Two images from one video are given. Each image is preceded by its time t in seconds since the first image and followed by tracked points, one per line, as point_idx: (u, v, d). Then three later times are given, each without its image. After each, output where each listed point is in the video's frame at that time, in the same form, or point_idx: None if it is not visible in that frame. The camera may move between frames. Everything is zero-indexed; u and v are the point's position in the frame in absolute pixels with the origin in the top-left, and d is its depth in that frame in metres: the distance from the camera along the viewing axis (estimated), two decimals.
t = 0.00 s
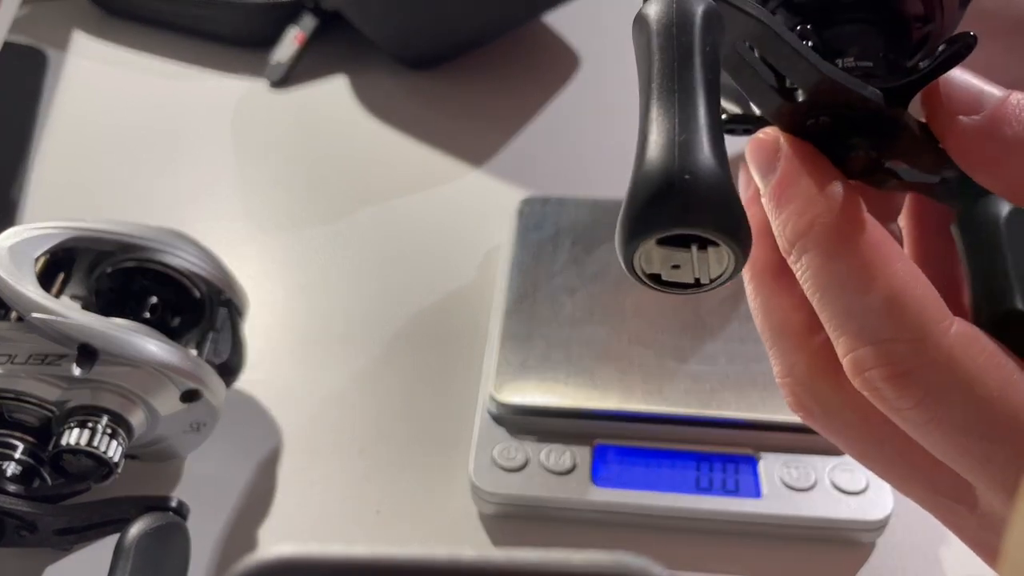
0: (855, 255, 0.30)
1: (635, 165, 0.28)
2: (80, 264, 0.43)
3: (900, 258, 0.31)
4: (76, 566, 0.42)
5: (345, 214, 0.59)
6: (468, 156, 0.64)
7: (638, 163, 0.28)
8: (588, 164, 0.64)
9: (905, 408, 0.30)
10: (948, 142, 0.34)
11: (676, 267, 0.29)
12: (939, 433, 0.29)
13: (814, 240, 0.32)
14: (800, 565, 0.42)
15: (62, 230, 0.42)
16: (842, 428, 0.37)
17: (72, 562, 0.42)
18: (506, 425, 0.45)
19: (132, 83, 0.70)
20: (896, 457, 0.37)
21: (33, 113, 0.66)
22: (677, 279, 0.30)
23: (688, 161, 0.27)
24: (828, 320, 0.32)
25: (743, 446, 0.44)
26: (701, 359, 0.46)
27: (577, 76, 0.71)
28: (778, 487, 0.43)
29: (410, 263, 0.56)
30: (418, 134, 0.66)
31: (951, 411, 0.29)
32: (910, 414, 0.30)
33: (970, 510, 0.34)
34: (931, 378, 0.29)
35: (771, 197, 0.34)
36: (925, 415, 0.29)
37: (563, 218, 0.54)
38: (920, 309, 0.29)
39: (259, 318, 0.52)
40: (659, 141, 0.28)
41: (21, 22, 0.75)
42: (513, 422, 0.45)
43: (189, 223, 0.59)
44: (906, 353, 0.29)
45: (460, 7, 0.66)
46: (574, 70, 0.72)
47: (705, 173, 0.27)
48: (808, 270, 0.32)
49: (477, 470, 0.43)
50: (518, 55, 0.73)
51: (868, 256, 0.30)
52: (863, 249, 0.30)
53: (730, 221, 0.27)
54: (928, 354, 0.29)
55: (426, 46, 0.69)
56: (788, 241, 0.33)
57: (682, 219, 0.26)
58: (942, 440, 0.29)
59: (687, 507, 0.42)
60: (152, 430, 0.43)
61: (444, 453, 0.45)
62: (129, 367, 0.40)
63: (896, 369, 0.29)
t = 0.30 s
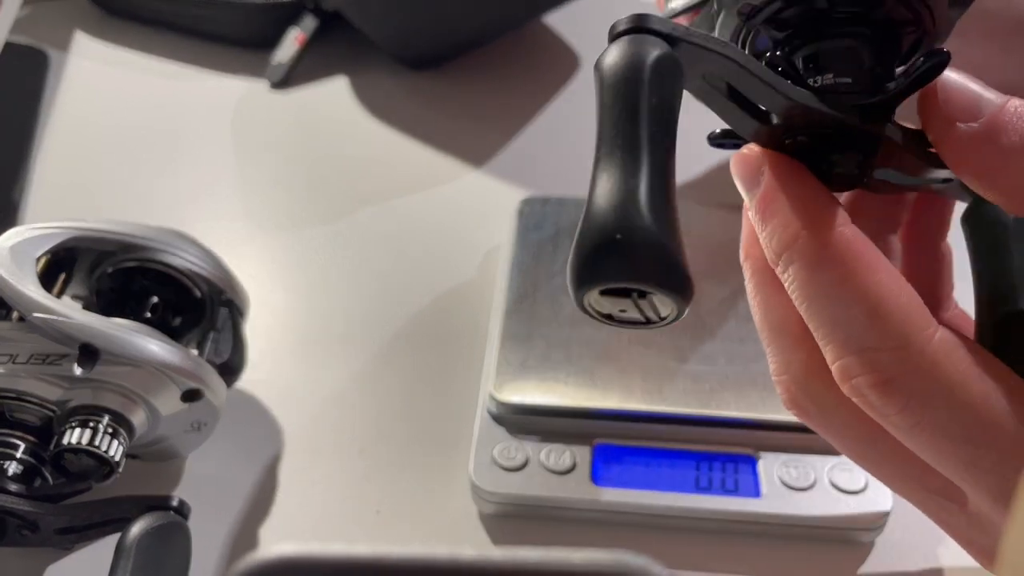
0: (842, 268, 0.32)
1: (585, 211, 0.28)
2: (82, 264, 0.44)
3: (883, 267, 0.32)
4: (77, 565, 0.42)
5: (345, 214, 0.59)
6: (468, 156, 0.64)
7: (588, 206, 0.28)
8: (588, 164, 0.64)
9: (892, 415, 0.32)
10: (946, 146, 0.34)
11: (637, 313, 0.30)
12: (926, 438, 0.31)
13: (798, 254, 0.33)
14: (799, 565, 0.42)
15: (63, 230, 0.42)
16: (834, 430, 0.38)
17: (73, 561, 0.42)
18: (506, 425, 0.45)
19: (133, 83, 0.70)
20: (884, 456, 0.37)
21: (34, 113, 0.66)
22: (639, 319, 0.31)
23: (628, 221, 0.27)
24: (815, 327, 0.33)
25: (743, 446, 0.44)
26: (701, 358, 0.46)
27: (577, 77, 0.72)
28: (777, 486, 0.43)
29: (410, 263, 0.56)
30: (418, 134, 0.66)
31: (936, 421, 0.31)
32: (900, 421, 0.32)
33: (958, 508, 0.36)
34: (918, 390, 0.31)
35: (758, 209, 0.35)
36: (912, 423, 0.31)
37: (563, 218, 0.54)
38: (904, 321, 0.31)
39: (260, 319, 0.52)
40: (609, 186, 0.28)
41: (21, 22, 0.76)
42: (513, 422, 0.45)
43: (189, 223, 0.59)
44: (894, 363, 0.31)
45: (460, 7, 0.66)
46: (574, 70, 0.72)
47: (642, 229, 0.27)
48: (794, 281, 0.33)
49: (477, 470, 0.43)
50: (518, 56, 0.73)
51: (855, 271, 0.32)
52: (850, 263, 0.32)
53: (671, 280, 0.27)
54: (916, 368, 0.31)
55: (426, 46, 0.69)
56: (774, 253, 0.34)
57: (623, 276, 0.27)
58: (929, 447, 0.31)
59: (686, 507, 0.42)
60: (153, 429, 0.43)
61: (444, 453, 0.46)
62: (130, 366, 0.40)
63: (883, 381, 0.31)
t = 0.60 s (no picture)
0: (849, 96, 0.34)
1: (590, 184, 0.30)
2: (83, 264, 0.44)
3: (887, 81, 0.33)
4: (80, 566, 0.42)
5: (346, 214, 0.60)
6: (469, 156, 0.65)
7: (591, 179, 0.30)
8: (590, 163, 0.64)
9: (937, 188, 0.32)
10: None
11: (678, 248, 0.29)
12: (969, 209, 0.32)
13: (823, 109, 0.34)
14: (800, 565, 0.42)
15: (65, 230, 0.42)
16: (883, 240, 0.38)
17: (75, 562, 0.42)
18: (507, 425, 0.45)
19: (134, 84, 0.71)
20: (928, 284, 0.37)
21: (35, 113, 0.67)
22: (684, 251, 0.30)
23: (628, 186, 0.28)
24: (840, 151, 0.34)
25: (742, 445, 0.44)
26: (700, 358, 0.46)
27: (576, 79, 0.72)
28: (777, 486, 0.43)
29: (411, 262, 0.56)
30: (418, 134, 0.67)
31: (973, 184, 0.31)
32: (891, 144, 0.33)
33: (1007, 311, 0.35)
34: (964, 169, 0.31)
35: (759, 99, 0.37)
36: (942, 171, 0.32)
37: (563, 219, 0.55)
38: (923, 112, 0.32)
39: (261, 319, 0.52)
40: (608, 159, 0.29)
41: (22, 23, 0.76)
42: (513, 422, 0.45)
43: (188, 223, 0.59)
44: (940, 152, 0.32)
45: (461, 9, 0.67)
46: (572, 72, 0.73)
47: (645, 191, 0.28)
48: (817, 134, 0.35)
49: (477, 469, 0.43)
50: (518, 58, 0.74)
51: (859, 92, 0.33)
52: (857, 92, 0.33)
53: (680, 213, 0.28)
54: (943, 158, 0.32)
55: (427, 47, 0.69)
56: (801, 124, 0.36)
57: (635, 234, 0.28)
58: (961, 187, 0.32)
59: (686, 507, 0.42)
60: (154, 429, 0.43)
61: (445, 452, 0.46)
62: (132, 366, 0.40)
63: (918, 161, 0.32)
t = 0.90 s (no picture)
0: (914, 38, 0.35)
1: (709, 67, 0.31)
2: (86, 264, 0.44)
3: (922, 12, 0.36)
4: (80, 565, 0.42)
5: (347, 214, 0.60)
6: (469, 157, 0.65)
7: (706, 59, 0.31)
8: (589, 164, 0.64)
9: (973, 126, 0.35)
10: None
11: (796, 134, 0.31)
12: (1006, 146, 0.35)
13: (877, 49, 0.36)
14: (799, 563, 0.42)
15: (68, 231, 0.43)
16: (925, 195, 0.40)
17: (76, 561, 0.42)
18: (507, 424, 0.45)
19: (136, 85, 0.71)
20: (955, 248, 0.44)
21: (37, 113, 0.67)
22: (803, 142, 0.31)
23: (761, 53, 0.30)
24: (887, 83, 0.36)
25: (741, 444, 0.45)
26: (699, 357, 0.46)
27: (574, 81, 0.73)
28: (775, 484, 0.43)
29: (411, 262, 0.56)
30: (418, 135, 0.67)
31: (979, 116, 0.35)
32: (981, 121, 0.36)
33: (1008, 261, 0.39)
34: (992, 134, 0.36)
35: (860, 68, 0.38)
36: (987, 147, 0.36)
37: (561, 220, 0.56)
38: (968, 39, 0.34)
39: (262, 318, 0.53)
40: (724, 39, 0.31)
41: (26, 26, 0.77)
42: (513, 420, 0.45)
43: (190, 222, 0.59)
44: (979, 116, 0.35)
45: (461, 11, 0.68)
46: (570, 75, 0.74)
47: (785, 61, 0.30)
48: (861, 63, 0.37)
49: (478, 468, 0.44)
50: (517, 60, 0.75)
51: (910, 31, 0.35)
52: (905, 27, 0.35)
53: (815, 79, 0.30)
54: (982, 84, 0.34)
55: (428, 48, 0.70)
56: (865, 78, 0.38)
57: (767, 97, 0.29)
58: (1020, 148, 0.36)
59: (684, 505, 0.43)
60: (156, 428, 0.43)
61: (446, 450, 0.46)
62: (134, 365, 0.40)
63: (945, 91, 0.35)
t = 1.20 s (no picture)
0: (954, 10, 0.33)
1: None
2: (86, 264, 0.44)
3: None
4: (81, 566, 0.42)
5: (348, 214, 0.60)
6: (469, 157, 0.65)
7: None
8: (589, 164, 0.64)
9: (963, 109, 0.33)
10: None
11: None
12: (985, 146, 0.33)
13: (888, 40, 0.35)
14: (799, 563, 0.42)
15: (68, 231, 0.43)
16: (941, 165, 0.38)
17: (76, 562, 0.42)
18: (507, 425, 0.45)
19: (136, 85, 0.71)
20: None
21: (37, 112, 0.67)
22: None
23: None
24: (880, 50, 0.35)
25: (741, 444, 0.45)
26: (699, 358, 0.47)
27: (574, 82, 0.73)
28: (775, 484, 0.43)
29: (411, 262, 0.56)
30: (418, 135, 0.67)
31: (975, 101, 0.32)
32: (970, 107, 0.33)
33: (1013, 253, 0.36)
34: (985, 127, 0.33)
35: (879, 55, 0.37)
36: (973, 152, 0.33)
37: (561, 220, 0.56)
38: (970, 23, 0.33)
39: (262, 318, 0.53)
40: None
41: (26, 27, 0.77)
42: (513, 421, 0.45)
43: (190, 222, 0.59)
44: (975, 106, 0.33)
45: (461, 11, 0.68)
46: (569, 75, 0.74)
47: None
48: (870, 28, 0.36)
49: (478, 468, 0.43)
50: (516, 61, 0.75)
51: None
52: None
53: None
54: None
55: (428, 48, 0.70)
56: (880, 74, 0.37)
57: None
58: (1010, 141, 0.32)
59: (684, 505, 0.43)
60: (156, 428, 0.43)
61: (446, 450, 0.46)
62: (134, 366, 0.40)
63: (946, 68, 0.33)
